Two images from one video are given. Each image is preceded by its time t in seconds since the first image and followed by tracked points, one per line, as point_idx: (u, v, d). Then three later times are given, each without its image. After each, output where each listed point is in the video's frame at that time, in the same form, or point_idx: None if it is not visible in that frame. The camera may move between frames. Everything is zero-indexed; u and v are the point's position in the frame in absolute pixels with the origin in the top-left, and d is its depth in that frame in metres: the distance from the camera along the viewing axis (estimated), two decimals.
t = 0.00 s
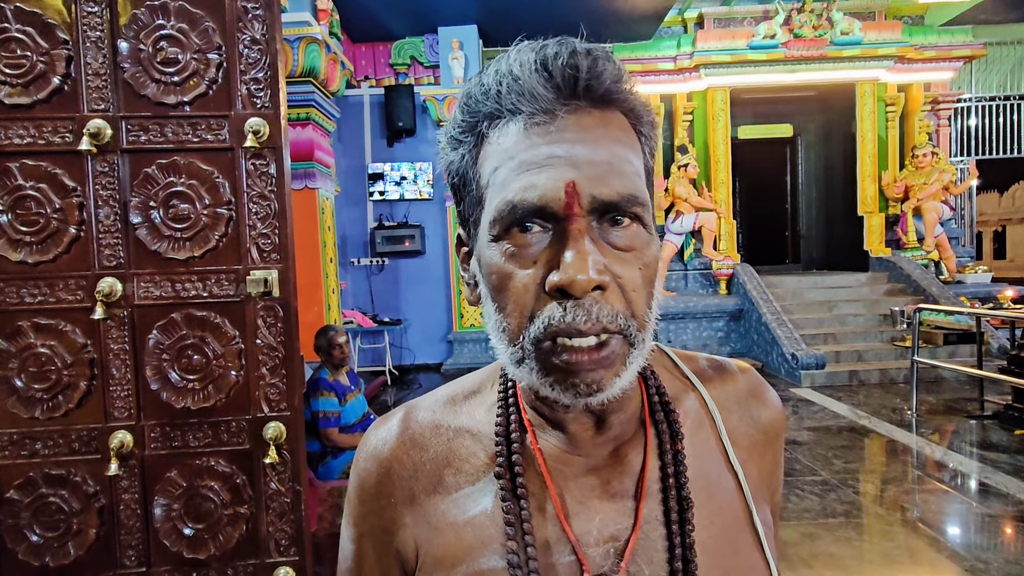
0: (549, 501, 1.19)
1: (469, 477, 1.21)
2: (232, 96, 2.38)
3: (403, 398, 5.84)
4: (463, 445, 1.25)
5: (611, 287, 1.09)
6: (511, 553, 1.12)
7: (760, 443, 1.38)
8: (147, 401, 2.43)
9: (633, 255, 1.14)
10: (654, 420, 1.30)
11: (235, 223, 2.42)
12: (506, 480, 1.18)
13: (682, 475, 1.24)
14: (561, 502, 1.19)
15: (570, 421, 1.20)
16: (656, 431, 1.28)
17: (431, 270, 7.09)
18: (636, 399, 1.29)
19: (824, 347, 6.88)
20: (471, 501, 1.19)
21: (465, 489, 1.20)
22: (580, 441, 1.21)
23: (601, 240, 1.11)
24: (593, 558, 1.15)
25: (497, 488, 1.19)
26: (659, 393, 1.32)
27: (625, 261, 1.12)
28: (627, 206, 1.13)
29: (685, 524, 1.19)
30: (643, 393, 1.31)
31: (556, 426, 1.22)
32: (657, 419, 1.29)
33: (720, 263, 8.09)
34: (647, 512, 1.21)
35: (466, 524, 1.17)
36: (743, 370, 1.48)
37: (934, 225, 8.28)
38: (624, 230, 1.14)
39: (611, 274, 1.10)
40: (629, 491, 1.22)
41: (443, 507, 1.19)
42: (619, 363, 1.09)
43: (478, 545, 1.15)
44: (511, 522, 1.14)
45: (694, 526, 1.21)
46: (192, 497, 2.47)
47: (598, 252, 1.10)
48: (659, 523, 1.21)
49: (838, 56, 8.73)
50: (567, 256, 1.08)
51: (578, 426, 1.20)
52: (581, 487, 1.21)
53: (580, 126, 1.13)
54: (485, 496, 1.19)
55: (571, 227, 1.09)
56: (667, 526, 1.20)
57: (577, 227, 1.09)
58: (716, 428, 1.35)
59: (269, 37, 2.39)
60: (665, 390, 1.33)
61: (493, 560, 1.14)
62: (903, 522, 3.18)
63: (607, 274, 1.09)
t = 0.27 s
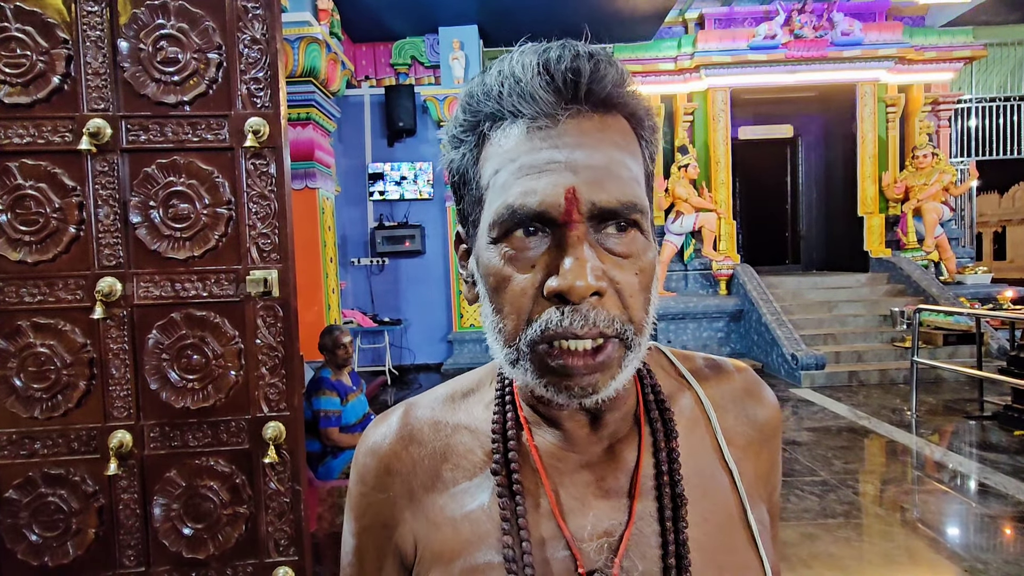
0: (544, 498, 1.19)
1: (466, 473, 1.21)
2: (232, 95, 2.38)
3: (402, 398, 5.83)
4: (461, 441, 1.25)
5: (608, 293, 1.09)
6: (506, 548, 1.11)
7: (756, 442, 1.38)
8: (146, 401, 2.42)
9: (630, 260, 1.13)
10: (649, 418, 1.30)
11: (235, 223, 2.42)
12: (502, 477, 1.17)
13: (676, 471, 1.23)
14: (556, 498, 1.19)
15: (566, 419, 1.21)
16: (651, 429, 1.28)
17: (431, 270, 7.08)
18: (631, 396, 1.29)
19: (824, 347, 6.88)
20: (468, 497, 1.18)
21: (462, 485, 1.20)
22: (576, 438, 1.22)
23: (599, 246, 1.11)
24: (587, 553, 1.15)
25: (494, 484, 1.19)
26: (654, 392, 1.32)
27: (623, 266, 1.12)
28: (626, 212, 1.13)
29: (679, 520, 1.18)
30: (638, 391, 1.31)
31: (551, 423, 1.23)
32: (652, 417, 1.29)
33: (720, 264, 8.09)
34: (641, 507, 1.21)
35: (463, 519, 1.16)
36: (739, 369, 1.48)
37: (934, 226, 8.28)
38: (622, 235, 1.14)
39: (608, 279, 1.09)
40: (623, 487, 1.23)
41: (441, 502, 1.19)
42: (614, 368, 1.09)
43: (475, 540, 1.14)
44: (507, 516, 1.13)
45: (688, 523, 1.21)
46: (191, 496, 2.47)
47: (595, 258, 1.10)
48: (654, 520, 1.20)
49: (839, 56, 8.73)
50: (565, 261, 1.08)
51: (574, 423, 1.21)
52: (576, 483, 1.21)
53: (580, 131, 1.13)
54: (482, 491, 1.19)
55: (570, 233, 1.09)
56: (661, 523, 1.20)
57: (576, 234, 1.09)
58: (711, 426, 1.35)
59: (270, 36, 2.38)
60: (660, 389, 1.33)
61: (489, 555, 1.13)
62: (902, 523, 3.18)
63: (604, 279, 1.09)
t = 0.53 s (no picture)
0: (546, 498, 1.18)
1: (467, 473, 1.21)
2: (232, 94, 2.37)
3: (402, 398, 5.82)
4: (462, 441, 1.24)
5: (614, 286, 1.09)
6: (508, 547, 1.12)
7: (755, 441, 1.38)
8: (145, 401, 2.42)
9: (634, 254, 1.13)
10: (651, 417, 1.29)
11: (235, 222, 2.41)
12: (504, 475, 1.17)
13: (678, 472, 1.23)
14: (558, 497, 1.19)
15: (568, 417, 1.20)
16: (653, 428, 1.27)
17: (431, 270, 7.08)
18: (634, 396, 1.29)
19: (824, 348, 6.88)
20: (469, 497, 1.18)
21: (463, 485, 1.20)
22: (578, 437, 1.22)
23: (603, 241, 1.11)
24: (589, 552, 1.15)
25: (495, 483, 1.18)
26: (656, 392, 1.32)
27: (626, 260, 1.12)
28: (629, 206, 1.13)
29: (682, 520, 1.19)
30: (640, 391, 1.31)
31: (554, 423, 1.23)
32: (655, 416, 1.28)
33: (720, 264, 8.09)
34: (643, 507, 1.21)
35: (464, 519, 1.16)
36: (739, 369, 1.47)
37: (934, 227, 8.28)
38: (625, 229, 1.14)
39: (613, 273, 1.09)
40: (625, 486, 1.22)
41: (443, 501, 1.19)
42: (621, 361, 1.09)
43: (476, 540, 1.14)
44: (509, 517, 1.14)
45: (690, 522, 1.21)
46: (191, 496, 2.47)
47: (600, 251, 1.10)
48: (656, 519, 1.20)
49: (839, 57, 8.74)
50: (571, 256, 1.08)
51: (576, 422, 1.21)
52: (578, 483, 1.21)
53: (581, 127, 1.13)
54: (483, 491, 1.18)
55: (574, 228, 1.09)
56: (664, 522, 1.19)
57: (580, 228, 1.09)
58: (712, 426, 1.35)
59: (270, 35, 2.38)
60: (661, 388, 1.33)
61: (491, 555, 1.13)
62: (903, 523, 3.18)
63: (610, 273, 1.09)
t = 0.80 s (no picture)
0: (545, 500, 1.18)
1: (466, 477, 1.21)
2: (233, 94, 2.38)
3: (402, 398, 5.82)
4: (459, 444, 1.24)
5: (614, 286, 1.09)
6: (506, 551, 1.12)
7: (755, 443, 1.38)
8: (145, 400, 2.42)
9: (634, 254, 1.13)
10: (650, 420, 1.30)
11: (235, 222, 2.42)
12: (502, 479, 1.17)
13: (678, 475, 1.23)
14: (558, 502, 1.18)
15: (568, 419, 1.21)
16: (652, 431, 1.27)
17: (431, 271, 7.08)
18: (633, 397, 1.29)
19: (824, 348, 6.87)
20: (467, 501, 1.18)
21: (461, 490, 1.19)
22: (577, 440, 1.22)
23: (603, 242, 1.11)
24: (588, 556, 1.14)
25: (493, 487, 1.18)
26: (656, 393, 1.32)
27: (626, 260, 1.12)
28: (630, 205, 1.13)
29: (681, 524, 1.19)
30: (639, 393, 1.31)
31: (554, 425, 1.22)
32: (654, 419, 1.28)
33: (720, 265, 8.08)
34: (642, 510, 1.20)
35: (461, 523, 1.16)
36: (739, 370, 1.47)
37: (934, 227, 8.27)
38: (625, 229, 1.14)
39: (614, 273, 1.09)
40: (625, 488, 1.22)
41: (441, 505, 1.19)
42: (620, 363, 1.10)
43: (473, 544, 1.14)
44: (507, 521, 1.14)
45: (690, 525, 1.21)
46: (191, 496, 2.47)
47: (601, 250, 1.09)
48: (655, 522, 1.20)
49: (839, 57, 8.75)
50: (572, 255, 1.08)
51: (576, 424, 1.21)
52: (578, 487, 1.20)
53: (582, 127, 1.13)
54: (480, 496, 1.18)
55: (575, 227, 1.09)
56: (663, 525, 1.19)
57: (581, 227, 1.09)
58: (712, 428, 1.34)
59: (270, 35, 2.38)
60: (661, 390, 1.33)
61: (488, 559, 1.13)
62: (902, 524, 3.17)
63: (610, 273, 1.08)
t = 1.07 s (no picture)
0: (551, 498, 1.19)
1: (471, 477, 1.20)
2: (233, 94, 2.38)
3: (402, 398, 5.82)
4: (464, 445, 1.23)
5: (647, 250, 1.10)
6: (513, 550, 1.12)
7: (755, 437, 1.37)
8: (146, 400, 2.42)
9: (657, 229, 1.15)
10: (652, 416, 1.31)
11: (235, 222, 2.42)
12: (510, 478, 1.18)
13: (681, 470, 1.25)
14: (564, 501, 1.18)
15: (575, 418, 1.21)
16: (655, 428, 1.29)
17: (431, 271, 7.08)
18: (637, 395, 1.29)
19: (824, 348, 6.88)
20: (473, 502, 1.18)
21: (465, 490, 1.19)
22: (583, 438, 1.22)
23: (635, 211, 1.12)
24: (595, 553, 1.15)
25: (500, 487, 1.18)
26: (658, 390, 1.33)
27: (652, 232, 1.14)
28: (655, 181, 1.16)
29: (684, 518, 1.20)
30: (643, 391, 1.32)
31: (563, 420, 1.23)
32: (655, 415, 1.29)
33: (720, 265, 8.08)
34: (647, 507, 1.21)
35: (466, 524, 1.16)
36: (734, 364, 1.47)
37: (934, 227, 8.28)
38: (649, 205, 1.16)
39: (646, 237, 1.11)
40: (629, 486, 1.23)
41: (448, 503, 1.18)
42: (648, 331, 1.10)
43: (477, 545, 1.14)
44: (515, 519, 1.14)
45: (692, 522, 1.22)
46: (191, 496, 2.47)
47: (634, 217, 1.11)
48: (658, 518, 1.21)
49: (839, 57, 8.76)
50: (609, 214, 1.08)
51: (582, 425, 1.22)
52: (582, 486, 1.20)
53: (611, 112, 1.18)
54: (486, 496, 1.18)
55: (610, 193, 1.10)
56: (666, 520, 1.20)
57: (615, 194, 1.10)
58: (708, 424, 1.35)
59: (270, 35, 2.38)
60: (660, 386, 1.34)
61: (498, 558, 1.13)
62: (902, 524, 3.18)
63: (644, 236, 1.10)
